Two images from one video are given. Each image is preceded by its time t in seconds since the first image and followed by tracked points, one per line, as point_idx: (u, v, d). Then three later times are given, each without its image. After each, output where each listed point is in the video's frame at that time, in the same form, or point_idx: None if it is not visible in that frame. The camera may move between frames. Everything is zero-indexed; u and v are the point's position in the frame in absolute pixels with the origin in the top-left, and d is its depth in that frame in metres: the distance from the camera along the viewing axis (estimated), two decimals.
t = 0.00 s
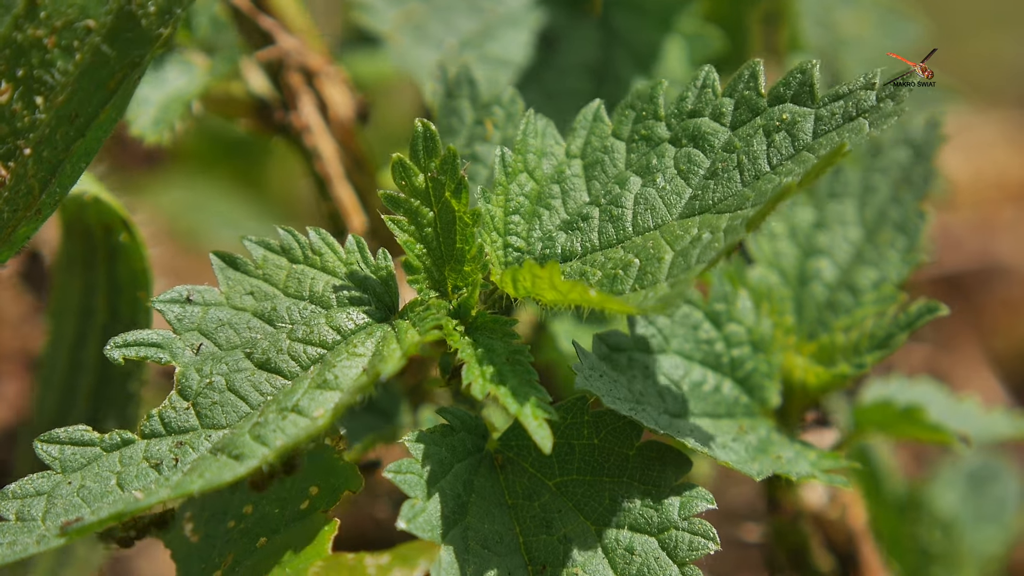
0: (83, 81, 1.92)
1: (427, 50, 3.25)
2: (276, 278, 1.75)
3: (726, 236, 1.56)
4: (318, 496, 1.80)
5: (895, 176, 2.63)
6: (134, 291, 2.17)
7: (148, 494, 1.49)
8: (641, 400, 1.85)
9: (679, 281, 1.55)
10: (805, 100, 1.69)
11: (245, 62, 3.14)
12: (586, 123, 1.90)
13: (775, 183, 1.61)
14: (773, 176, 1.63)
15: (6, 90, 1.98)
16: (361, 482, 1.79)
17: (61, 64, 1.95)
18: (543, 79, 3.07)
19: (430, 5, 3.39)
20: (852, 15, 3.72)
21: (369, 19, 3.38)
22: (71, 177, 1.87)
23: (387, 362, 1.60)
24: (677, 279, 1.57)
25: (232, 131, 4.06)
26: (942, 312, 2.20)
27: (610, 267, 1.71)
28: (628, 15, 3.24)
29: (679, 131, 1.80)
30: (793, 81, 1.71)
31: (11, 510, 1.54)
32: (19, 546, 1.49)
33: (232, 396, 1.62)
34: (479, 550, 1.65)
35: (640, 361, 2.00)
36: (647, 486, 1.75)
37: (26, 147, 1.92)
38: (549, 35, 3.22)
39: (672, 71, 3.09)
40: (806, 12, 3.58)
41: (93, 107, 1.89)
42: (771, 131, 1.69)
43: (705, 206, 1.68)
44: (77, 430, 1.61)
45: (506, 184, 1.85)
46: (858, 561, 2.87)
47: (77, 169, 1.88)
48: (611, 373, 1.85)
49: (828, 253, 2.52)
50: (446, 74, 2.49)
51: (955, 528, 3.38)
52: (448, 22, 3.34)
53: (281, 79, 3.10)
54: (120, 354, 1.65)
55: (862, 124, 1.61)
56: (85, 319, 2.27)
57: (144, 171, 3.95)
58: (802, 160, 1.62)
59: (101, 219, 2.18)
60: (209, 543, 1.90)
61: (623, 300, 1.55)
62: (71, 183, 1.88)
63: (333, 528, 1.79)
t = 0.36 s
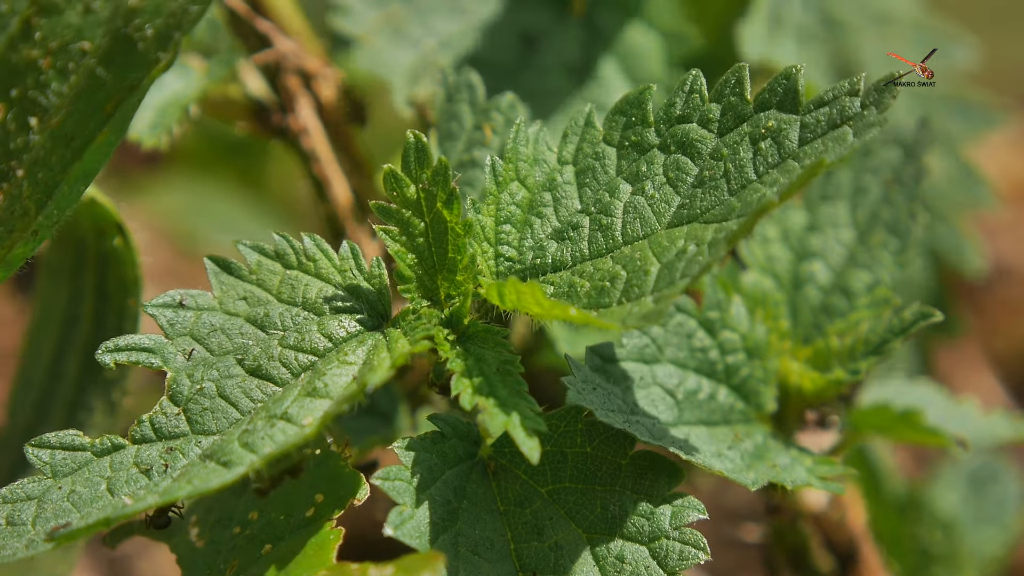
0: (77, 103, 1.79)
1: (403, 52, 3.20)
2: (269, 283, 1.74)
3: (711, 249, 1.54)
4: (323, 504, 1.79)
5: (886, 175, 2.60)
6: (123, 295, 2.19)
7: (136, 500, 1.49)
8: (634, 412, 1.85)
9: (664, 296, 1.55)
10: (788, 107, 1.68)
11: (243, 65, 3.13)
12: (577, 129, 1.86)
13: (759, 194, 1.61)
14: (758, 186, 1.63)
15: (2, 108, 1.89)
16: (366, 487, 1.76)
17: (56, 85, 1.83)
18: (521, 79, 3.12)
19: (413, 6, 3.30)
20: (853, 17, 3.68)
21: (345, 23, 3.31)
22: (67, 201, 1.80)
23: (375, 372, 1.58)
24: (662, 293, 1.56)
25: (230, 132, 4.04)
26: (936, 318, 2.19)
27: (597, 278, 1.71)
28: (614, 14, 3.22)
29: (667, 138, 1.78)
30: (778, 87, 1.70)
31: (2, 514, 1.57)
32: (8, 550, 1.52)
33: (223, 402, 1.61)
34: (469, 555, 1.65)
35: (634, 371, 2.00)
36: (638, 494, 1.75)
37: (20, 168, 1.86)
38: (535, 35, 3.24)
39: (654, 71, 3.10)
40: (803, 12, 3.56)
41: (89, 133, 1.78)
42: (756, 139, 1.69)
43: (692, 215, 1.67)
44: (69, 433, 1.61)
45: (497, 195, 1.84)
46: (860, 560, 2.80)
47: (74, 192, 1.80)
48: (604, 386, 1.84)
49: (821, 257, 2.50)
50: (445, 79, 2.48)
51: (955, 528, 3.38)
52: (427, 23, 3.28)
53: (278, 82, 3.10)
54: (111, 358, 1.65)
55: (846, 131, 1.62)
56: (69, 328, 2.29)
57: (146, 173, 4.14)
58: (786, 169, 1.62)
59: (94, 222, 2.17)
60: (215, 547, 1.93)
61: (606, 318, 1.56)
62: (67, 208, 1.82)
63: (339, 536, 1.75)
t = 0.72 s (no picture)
0: (77, 103, 1.78)
1: (425, 52, 3.26)
2: (277, 274, 1.71)
3: (724, 245, 1.54)
4: (321, 500, 1.75)
5: (893, 176, 2.64)
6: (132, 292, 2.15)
7: (144, 488, 1.46)
8: (639, 402, 1.83)
9: (676, 288, 1.54)
10: (807, 111, 1.66)
11: (245, 62, 3.10)
12: (590, 127, 1.89)
13: (774, 194, 1.60)
14: (773, 186, 1.62)
15: None
16: (365, 485, 1.74)
17: (52, 86, 1.82)
18: (540, 78, 3.08)
19: (430, 7, 3.38)
20: (859, 16, 3.62)
21: (367, 21, 3.42)
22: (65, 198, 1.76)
23: (384, 361, 1.54)
24: (674, 286, 1.55)
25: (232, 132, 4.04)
26: (942, 311, 2.20)
27: (608, 272, 1.71)
28: (628, 14, 3.24)
29: (682, 138, 1.79)
30: (796, 91, 1.69)
31: (7, 502, 1.51)
32: (14, 538, 1.47)
33: (229, 392, 1.57)
34: (475, 550, 1.63)
35: (640, 361, 1.99)
36: (644, 487, 1.72)
37: (18, 168, 1.82)
38: (549, 35, 3.24)
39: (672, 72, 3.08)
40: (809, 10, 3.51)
41: (87, 130, 1.76)
42: (773, 141, 1.68)
43: (705, 214, 1.67)
44: (75, 423, 1.57)
45: (508, 187, 1.84)
46: (861, 564, 2.81)
47: (72, 190, 1.77)
48: (609, 375, 1.83)
49: (828, 253, 2.51)
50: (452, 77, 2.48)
51: (957, 529, 3.37)
52: (448, 24, 3.34)
53: (281, 80, 3.07)
54: (118, 347, 1.62)
55: (864, 135, 1.59)
56: (80, 323, 2.26)
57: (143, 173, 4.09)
58: (802, 171, 1.60)
59: (100, 219, 2.16)
60: (214, 544, 1.83)
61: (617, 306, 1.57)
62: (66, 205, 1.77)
63: (336, 531, 1.71)
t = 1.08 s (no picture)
0: (97, 111, 1.76)
1: (421, 49, 3.18)
2: (283, 274, 1.71)
3: (740, 247, 1.54)
4: (336, 502, 1.72)
5: (898, 175, 2.64)
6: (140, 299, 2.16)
7: (154, 485, 1.45)
8: (646, 395, 1.84)
9: (691, 289, 1.53)
10: (825, 121, 1.68)
11: (246, 61, 3.05)
12: (601, 131, 1.92)
13: (789, 200, 1.59)
14: (788, 193, 1.62)
15: (20, 118, 1.84)
16: (378, 487, 1.70)
17: (74, 94, 1.81)
18: (534, 76, 3.08)
19: (427, 5, 3.29)
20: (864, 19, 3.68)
21: (362, 18, 3.29)
22: (84, 207, 1.76)
23: (395, 359, 1.55)
24: (688, 287, 1.55)
25: (234, 131, 4.02)
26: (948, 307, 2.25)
27: (620, 272, 1.71)
28: (626, 12, 3.24)
29: (695, 144, 1.81)
30: (813, 101, 1.70)
31: (16, 499, 1.50)
32: (23, 535, 1.45)
33: (238, 390, 1.57)
34: (485, 548, 1.63)
35: (645, 356, 2.00)
36: (652, 483, 1.72)
37: (39, 176, 1.78)
38: (546, 33, 3.21)
39: (667, 71, 3.14)
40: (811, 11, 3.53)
41: (108, 138, 1.74)
42: (788, 149, 1.69)
43: (717, 219, 1.67)
44: (83, 420, 1.57)
45: (518, 186, 1.84)
46: (861, 563, 2.80)
47: (90, 199, 1.76)
48: (616, 368, 1.84)
49: (830, 252, 2.49)
50: (452, 75, 2.45)
51: (958, 529, 3.37)
52: (445, 21, 3.25)
53: (282, 78, 3.07)
54: (127, 346, 1.61)
55: (880, 146, 1.60)
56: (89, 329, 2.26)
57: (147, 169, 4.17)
58: (818, 178, 1.61)
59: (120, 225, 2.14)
60: (224, 547, 1.83)
61: (635, 305, 1.54)
62: (83, 213, 1.77)
63: (352, 533, 1.70)
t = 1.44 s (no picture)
0: (100, 115, 1.77)
1: (416, 46, 3.17)
2: (285, 274, 1.71)
3: (745, 255, 1.54)
4: (336, 505, 1.71)
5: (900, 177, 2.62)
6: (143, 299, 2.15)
7: (155, 485, 1.44)
8: (648, 397, 1.84)
9: (695, 296, 1.54)
10: (830, 129, 1.68)
11: (245, 61, 3.06)
12: (605, 135, 1.92)
13: (794, 209, 1.59)
14: (792, 202, 1.61)
15: (21, 122, 1.82)
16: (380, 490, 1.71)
17: (77, 98, 1.80)
18: (533, 77, 3.08)
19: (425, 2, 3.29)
20: (867, 18, 3.68)
21: (359, 16, 3.28)
22: (87, 210, 1.78)
23: (397, 361, 1.54)
24: (692, 294, 1.55)
25: (232, 130, 4.06)
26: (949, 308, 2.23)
27: (623, 278, 1.70)
28: (627, 14, 3.23)
29: (700, 150, 1.80)
30: (818, 110, 1.71)
31: (18, 498, 1.50)
32: (25, 535, 1.45)
33: (240, 391, 1.57)
34: (487, 550, 1.63)
35: (645, 357, 1.99)
36: (653, 484, 1.72)
37: (40, 179, 1.78)
38: (543, 31, 3.22)
39: (663, 70, 3.12)
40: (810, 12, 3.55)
41: (111, 143, 1.76)
42: (793, 157, 1.68)
43: (722, 225, 1.67)
44: (85, 420, 1.57)
45: (522, 188, 1.84)
46: (862, 564, 2.80)
47: (93, 202, 1.78)
48: (618, 370, 1.83)
49: (832, 253, 2.49)
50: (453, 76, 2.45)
51: (958, 529, 3.38)
52: (442, 19, 3.25)
53: (282, 78, 3.06)
54: (128, 346, 1.61)
55: (885, 157, 1.59)
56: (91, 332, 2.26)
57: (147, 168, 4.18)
58: (823, 188, 1.60)
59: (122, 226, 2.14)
60: (226, 548, 1.83)
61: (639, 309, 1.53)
62: (86, 216, 1.79)
63: (352, 537, 1.67)
